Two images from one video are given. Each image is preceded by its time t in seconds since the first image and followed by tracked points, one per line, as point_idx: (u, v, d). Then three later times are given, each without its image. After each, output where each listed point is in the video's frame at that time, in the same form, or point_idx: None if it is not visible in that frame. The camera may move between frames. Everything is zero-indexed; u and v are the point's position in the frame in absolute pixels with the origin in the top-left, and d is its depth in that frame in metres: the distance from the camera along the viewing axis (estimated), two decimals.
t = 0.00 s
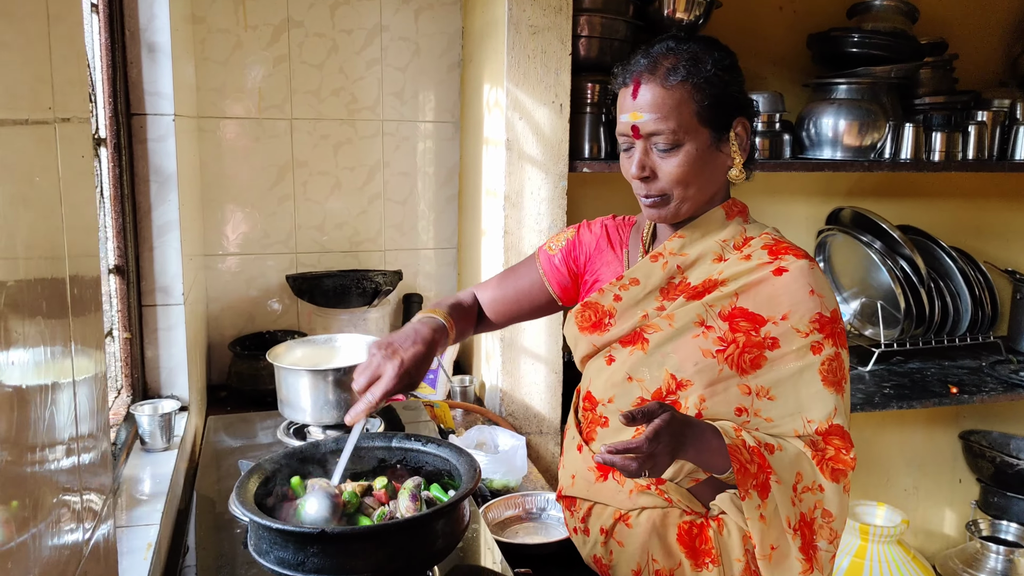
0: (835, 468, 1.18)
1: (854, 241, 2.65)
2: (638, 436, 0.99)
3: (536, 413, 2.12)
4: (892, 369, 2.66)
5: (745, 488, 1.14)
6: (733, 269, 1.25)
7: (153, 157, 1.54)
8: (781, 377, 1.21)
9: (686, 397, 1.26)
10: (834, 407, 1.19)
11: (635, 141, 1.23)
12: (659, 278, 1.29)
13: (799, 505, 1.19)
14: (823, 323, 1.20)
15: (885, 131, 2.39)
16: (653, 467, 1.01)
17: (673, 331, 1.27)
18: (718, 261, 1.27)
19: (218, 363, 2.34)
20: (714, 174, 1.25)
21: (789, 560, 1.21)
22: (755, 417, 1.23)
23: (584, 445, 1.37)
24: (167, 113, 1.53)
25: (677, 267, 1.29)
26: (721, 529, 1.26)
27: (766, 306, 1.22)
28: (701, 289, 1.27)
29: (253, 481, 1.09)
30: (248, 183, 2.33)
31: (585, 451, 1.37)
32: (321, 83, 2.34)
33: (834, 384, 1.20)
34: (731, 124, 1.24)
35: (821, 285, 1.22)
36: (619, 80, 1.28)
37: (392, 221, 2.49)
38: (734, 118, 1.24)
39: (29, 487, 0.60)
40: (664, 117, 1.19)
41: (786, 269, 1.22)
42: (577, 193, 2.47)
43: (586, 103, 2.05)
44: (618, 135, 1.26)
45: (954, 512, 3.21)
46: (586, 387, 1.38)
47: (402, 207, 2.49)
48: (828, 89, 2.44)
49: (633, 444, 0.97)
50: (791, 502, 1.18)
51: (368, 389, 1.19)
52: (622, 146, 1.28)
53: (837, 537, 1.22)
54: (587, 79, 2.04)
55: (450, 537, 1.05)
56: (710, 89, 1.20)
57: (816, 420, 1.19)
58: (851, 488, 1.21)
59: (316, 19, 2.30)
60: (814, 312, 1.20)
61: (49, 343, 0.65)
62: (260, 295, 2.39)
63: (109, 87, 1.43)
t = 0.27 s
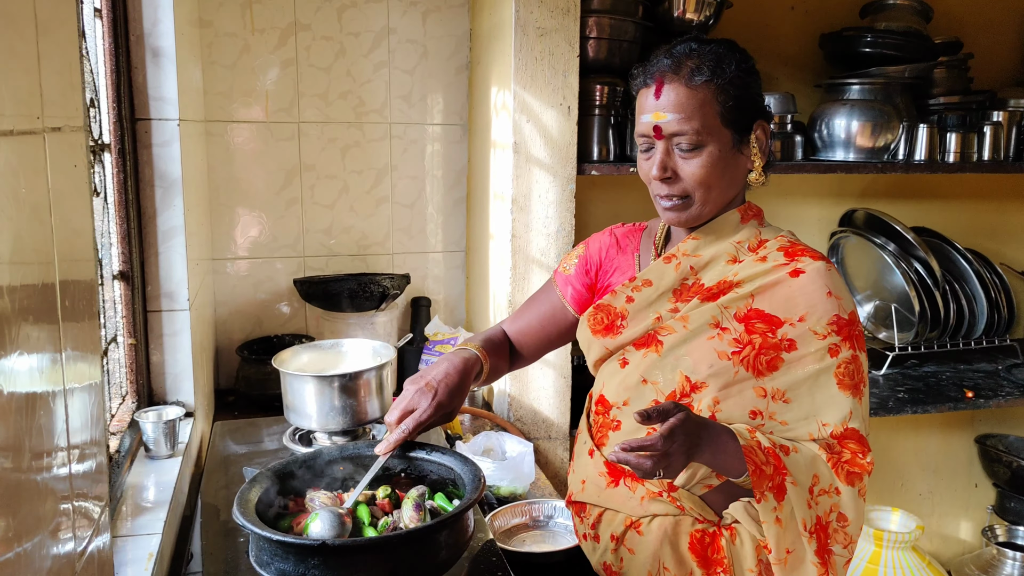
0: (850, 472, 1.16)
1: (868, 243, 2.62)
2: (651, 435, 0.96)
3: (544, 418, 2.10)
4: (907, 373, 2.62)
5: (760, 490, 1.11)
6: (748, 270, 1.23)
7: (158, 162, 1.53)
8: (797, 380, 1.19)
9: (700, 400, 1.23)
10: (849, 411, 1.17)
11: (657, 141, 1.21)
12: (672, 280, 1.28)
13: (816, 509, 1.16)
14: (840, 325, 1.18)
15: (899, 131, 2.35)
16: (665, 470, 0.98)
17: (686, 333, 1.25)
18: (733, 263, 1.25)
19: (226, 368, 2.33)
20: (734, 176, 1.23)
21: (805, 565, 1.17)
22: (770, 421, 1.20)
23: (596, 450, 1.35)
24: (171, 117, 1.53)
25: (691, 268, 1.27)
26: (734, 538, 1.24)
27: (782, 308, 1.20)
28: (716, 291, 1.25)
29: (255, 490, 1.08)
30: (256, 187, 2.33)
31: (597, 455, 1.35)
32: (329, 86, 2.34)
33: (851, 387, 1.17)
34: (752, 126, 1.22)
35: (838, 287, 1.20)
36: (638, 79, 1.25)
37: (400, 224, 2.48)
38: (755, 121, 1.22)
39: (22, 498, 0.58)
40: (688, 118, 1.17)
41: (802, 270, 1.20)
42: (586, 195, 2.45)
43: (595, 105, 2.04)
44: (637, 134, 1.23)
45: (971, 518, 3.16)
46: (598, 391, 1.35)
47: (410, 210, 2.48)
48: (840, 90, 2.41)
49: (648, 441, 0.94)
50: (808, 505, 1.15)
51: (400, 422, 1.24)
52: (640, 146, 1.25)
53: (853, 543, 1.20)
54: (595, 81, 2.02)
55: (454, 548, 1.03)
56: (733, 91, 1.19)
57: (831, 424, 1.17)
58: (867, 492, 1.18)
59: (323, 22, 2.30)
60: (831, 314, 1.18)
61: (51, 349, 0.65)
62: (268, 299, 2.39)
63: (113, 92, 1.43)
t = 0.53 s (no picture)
0: (859, 472, 1.13)
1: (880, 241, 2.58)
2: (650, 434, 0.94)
3: (550, 418, 2.07)
4: (919, 372, 2.58)
5: (766, 490, 1.09)
6: (757, 266, 1.20)
7: (158, 159, 1.52)
8: (806, 377, 1.16)
9: (705, 396, 1.21)
10: (858, 409, 1.14)
11: (655, 144, 1.18)
12: (680, 276, 1.25)
13: (824, 510, 1.14)
14: (850, 323, 1.15)
15: (911, 127, 2.31)
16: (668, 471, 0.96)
17: (692, 329, 1.22)
18: (742, 258, 1.22)
19: (230, 367, 2.32)
20: (737, 177, 1.20)
21: (814, 567, 1.15)
22: (777, 419, 1.18)
23: (600, 447, 1.32)
24: (171, 113, 1.51)
25: (699, 264, 1.24)
26: (739, 538, 1.21)
27: (791, 304, 1.17)
28: (724, 286, 1.21)
29: (252, 493, 1.06)
30: (260, 185, 2.31)
31: (602, 454, 1.31)
32: (333, 83, 2.32)
33: (861, 386, 1.14)
34: (756, 125, 1.18)
35: (849, 284, 1.16)
36: (640, 79, 1.22)
37: (405, 222, 2.46)
38: (759, 119, 1.18)
39: None
40: (684, 121, 1.14)
41: (812, 266, 1.17)
42: (593, 192, 2.42)
43: (601, 101, 1.99)
44: (637, 137, 1.21)
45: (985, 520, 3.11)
46: (603, 388, 1.33)
47: (416, 207, 2.46)
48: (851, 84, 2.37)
49: (646, 441, 0.92)
50: (816, 505, 1.13)
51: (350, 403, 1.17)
52: (642, 148, 1.23)
53: (863, 545, 1.18)
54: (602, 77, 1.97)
55: (454, 551, 1.01)
56: (731, 91, 1.14)
57: (840, 423, 1.14)
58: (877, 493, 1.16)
59: (327, 18, 2.28)
60: (841, 311, 1.14)
61: (33, 347, 0.62)
62: (273, 298, 2.37)
63: (111, 88, 1.41)
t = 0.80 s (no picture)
0: (861, 470, 1.13)
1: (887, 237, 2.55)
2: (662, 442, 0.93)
3: (552, 415, 2.06)
4: (926, 370, 2.56)
5: (774, 492, 1.08)
6: (759, 264, 1.18)
7: (156, 154, 1.51)
8: (809, 377, 1.15)
9: (708, 397, 1.19)
10: (863, 409, 1.13)
11: (653, 139, 1.17)
12: (680, 275, 1.22)
13: (830, 507, 1.13)
14: (853, 322, 1.14)
15: (917, 122, 2.28)
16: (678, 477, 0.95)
17: (694, 329, 1.20)
18: (743, 257, 1.20)
19: (232, 364, 2.32)
20: (736, 173, 1.18)
21: (822, 566, 1.14)
22: (780, 419, 1.17)
23: (600, 447, 1.30)
24: (169, 109, 1.51)
25: (700, 263, 1.22)
26: (743, 537, 1.21)
27: (794, 303, 1.15)
28: (726, 286, 1.20)
29: (247, 491, 1.06)
30: (262, 181, 2.31)
31: (602, 453, 1.29)
32: (334, 79, 2.31)
33: (864, 385, 1.13)
34: (756, 121, 1.16)
35: (851, 283, 1.15)
36: (638, 74, 1.21)
37: (407, 218, 2.45)
38: (759, 114, 1.17)
39: None
40: (683, 116, 1.13)
41: (815, 265, 1.15)
42: (596, 188, 2.41)
43: (604, 96, 1.97)
44: (635, 132, 1.20)
45: (993, 518, 3.09)
46: (603, 387, 1.31)
47: (418, 204, 2.45)
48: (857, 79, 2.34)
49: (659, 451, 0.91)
50: (822, 503, 1.12)
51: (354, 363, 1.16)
52: (640, 144, 1.22)
53: (866, 543, 1.17)
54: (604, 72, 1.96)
55: (450, 549, 1.00)
56: (730, 85, 1.13)
57: (843, 422, 1.14)
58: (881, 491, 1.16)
59: (329, 14, 2.27)
60: (844, 311, 1.14)
61: (16, 342, 0.61)
62: (276, 295, 2.37)
63: (109, 83, 1.41)
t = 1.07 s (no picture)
0: (859, 468, 1.11)
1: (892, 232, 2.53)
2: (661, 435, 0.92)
3: (555, 411, 2.06)
4: (932, 366, 2.54)
5: (771, 489, 1.07)
6: (759, 260, 1.17)
7: (157, 149, 1.51)
8: (808, 374, 1.13)
9: (707, 394, 1.18)
10: (863, 407, 1.11)
11: (656, 132, 1.16)
12: (680, 271, 1.22)
13: (828, 505, 1.12)
14: (853, 319, 1.12)
15: (925, 116, 2.26)
16: (675, 471, 0.94)
17: (694, 326, 1.19)
18: (743, 253, 1.19)
19: (235, 359, 2.32)
20: (739, 167, 1.17)
21: (817, 564, 1.13)
22: (779, 417, 1.15)
23: (599, 443, 1.29)
24: (170, 103, 1.50)
25: (699, 259, 1.21)
26: (741, 535, 1.19)
27: (793, 298, 1.14)
28: (725, 282, 1.19)
29: (245, 487, 1.05)
30: (265, 175, 2.30)
31: (600, 449, 1.29)
32: (337, 73, 2.30)
33: (865, 382, 1.12)
34: (759, 115, 1.15)
35: (852, 280, 1.14)
36: (641, 67, 1.20)
37: (410, 213, 2.44)
38: (762, 108, 1.15)
39: None
40: (686, 108, 1.12)
41: (815, 261, 1.14)
42: (600, 183, 2.40)
43: (607, 90, 1.95)
44: (637, 125, 1.18)
45: (999, 516, 3.07)
46: (602, 384, 1.30)
47: (421, 198, 2.44)
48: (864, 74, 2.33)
49: (656, 447, 0.90)
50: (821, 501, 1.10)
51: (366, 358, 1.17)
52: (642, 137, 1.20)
53: (864, 541, 1.16)
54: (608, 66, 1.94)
55: (448, 546, 0.99)
56: (735, 79, 1.12)
57: (843, 420, 1.12)
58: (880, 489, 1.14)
59: (332, 7, 2.26)
60: (844, 307, 1.12)
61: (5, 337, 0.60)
62: (279, 290, 2.37)
63: (109, 77, 1.40)
